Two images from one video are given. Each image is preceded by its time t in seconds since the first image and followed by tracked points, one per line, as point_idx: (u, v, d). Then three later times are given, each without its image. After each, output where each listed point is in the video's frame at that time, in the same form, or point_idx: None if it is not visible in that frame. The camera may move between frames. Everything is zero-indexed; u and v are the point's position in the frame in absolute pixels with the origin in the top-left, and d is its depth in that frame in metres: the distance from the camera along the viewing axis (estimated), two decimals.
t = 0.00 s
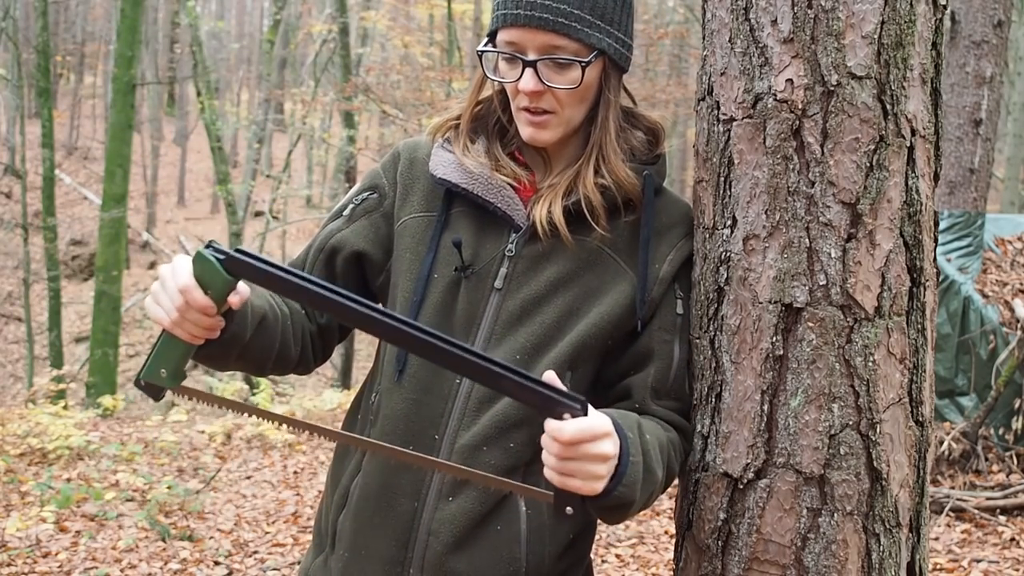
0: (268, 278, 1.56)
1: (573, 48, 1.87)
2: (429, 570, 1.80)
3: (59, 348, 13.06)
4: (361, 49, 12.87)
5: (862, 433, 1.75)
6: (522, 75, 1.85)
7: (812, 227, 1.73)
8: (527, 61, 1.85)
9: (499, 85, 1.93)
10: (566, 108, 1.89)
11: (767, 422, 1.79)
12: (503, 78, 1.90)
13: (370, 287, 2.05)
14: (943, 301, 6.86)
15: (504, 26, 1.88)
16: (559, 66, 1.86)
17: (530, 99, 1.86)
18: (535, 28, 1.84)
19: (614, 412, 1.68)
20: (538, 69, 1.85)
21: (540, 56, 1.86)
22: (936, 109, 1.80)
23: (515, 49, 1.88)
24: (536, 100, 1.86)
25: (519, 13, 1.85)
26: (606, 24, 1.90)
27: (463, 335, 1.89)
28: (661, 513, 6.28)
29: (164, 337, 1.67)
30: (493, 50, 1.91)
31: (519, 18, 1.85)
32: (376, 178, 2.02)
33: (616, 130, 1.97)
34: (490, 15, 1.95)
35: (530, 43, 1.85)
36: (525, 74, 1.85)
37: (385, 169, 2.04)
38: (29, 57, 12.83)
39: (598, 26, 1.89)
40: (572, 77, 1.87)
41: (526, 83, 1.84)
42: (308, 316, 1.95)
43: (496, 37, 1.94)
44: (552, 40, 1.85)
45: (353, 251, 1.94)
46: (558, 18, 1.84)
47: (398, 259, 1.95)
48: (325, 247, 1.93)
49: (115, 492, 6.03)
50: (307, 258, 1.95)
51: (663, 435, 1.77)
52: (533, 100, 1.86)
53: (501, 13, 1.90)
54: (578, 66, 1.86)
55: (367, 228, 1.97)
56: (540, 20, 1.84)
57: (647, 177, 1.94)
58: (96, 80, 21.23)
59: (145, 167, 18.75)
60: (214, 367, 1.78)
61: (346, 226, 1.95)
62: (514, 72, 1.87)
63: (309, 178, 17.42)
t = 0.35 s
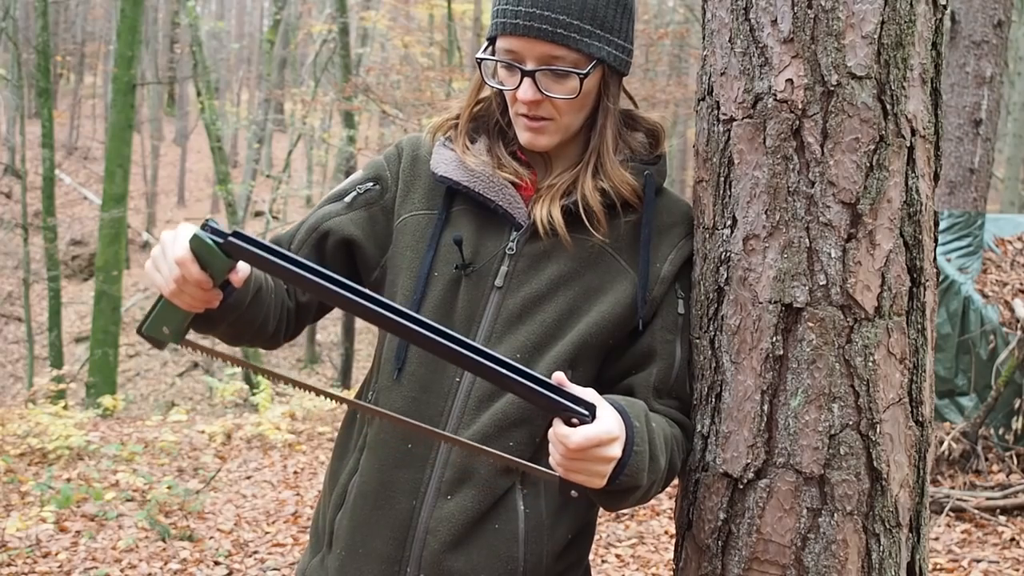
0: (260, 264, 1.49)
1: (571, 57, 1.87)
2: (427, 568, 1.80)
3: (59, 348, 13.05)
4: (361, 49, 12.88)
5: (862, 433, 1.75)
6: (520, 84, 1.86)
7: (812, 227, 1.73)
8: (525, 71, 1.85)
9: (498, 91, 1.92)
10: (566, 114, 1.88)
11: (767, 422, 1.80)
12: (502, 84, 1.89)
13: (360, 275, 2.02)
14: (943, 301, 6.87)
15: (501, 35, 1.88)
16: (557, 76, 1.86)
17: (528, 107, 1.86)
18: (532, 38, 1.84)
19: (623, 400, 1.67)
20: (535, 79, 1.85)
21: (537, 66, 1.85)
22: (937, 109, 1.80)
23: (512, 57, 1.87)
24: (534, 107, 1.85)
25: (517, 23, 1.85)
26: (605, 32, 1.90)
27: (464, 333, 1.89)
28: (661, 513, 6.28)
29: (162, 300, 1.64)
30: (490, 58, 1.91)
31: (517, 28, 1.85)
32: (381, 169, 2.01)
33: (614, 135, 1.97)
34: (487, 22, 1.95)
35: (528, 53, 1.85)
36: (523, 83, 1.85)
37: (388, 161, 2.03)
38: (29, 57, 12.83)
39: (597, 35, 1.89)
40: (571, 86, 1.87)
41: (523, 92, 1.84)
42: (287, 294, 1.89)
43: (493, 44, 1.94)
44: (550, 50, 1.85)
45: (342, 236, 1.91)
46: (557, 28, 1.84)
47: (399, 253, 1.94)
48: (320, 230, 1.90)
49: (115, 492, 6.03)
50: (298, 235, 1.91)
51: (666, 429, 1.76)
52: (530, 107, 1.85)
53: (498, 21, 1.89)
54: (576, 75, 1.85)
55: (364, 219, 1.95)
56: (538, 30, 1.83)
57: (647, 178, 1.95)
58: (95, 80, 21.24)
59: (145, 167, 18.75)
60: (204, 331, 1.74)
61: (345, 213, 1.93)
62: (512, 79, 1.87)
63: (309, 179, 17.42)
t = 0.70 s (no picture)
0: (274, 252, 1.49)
1: (577, 59, 1.87)
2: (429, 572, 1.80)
3: (59, 348, 13.05)
4: (361, 49, 12.89)
5: (862, 433, 1.75)
6: (525, 85, 1.85)
7: (812, 227, 1.73)
8: (531, 72, 1.85)
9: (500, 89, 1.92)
10: (568, 115, 1.89)
11: (767, 421, 1.79)
12: (505, 84, 1.89)
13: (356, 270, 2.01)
14: (943, 301, 6.86)
15: (507, 35, 1.87)
16: (563, 78, 1.86)
17: (533, 108, 1.86)
18: (540, 39, 1.84)
19: (631, 404, 1.67)
20: (542, 80, 1.85)
21: (543, 68, 1.85)
22: (937, 109, 1.80)
23: (518, 58, 1.87)
24: (538, 108, 1.85)
25: (525, 24, 1.84)
26: (613, 35, 1.90)
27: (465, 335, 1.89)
28: (661, 513, 6.29)
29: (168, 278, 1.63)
30: (494, 58, 1.91)
31: (524, 29, 1.84)
32: (381, 165, 2.00)
33: (616, 136, 1.97)
34: (492, 20, 1.94)
35: (534, 54, 1.85)
36: (529, 85, 1.85)
37: (389, 158, 2.01)
38: (29, 57, 12.83)
39: (604, 37, 1.89)
40: (575, 88, 1.87)
41: (529, 92, 1.84)
42: (273, 275, 1.83)
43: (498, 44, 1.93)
44: (557, 51, 1.85)
45: (332, 226, 1.90)
46: (563, 30, 1.84)
47: (396, 252, 1.93)
48: (315, 219, 1.89)
49: (115, 492, 6.03)
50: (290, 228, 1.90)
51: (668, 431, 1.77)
52: (534, 108, 1.86)
53: (504, 21, 1.88)
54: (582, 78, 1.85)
55: (361, 215, 1.94)
56: (547, 32, 1.83)
57: (648, 179, 1.95)
58: (95, 80, 21.25)
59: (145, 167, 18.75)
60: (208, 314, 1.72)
61: (341, 207, 1.92)
62: (517, 80, 1.87)
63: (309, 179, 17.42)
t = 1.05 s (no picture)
0: (362, 224, 1.37)
1: (574, 46, 1.86)
2: None
3: (59, 348, 13.05)
4: (361, 49, 12.89)
5: (862, 433, 1.75)
6: (519, 66, 1.85)
7: (812, 227, 1.73)
8: (527, 53, 1.84)
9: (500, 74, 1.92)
10: (563, 105, 1.89)
11: (767, 422, 1.79)
12: (502, 66, 1.89)
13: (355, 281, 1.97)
14: (943, 301, 6.85)
15: (509, 16, 1.87)
16: (559, 64, 1.85)
17: (526, 91, 1.85)
18: (539, 21, 1.83)
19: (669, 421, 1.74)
20: (536, 62, 1.84)
21: (539, 50, 1.85)
22: (937, 109, 1.80)
23: (517, 38, 1.87)
24: (532, 93, 1.85)
25: (525, 5, 1.84)
26: (613, 28, 1.90)
27: (465, 338, 1.89)
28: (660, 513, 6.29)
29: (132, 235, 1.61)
30: (496, 36, 1.91)
31: (526, 9, 1.84)
32: (371, 179, 2.01)
33: (613, 134, 1.96)
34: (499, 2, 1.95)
35: (532, 35, 1.85)
36: (523, 65, 1.84)
37: (381, 169, 2.02)
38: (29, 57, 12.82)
39: (603, 29, 1.88)
40: (571, 75, 1.86)
41: (522, 73, 1.84)
42: (279, 292, 1.86)
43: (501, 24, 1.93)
44: (555, 35, 1.84)
45: (320, 238, 1.88)
46: (564, 15, 1.83)
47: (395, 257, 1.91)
48: (303, 236, 1.89)
49: (115, 492, 6.04)
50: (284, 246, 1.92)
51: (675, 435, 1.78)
52: (528, 92, 1.85)
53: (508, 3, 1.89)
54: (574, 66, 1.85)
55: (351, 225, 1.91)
56: (546, 15, 1.83)
57: (647, 180, 1.94)
58: (95, 80, 21.25)
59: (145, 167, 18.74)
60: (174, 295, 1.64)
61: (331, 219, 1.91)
62: (513, 61, 1.87)
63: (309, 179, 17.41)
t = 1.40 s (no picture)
0: (382, 219, 1.40)
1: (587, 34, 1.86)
2: None
3: (59, 348, 13.05)
4: (361, 49, 12.90)
5: (862, 433, 1.75)
6: (533, 58, 1.85)
7: (812, 227, 1.73)
8: (540, 44, 1.85)
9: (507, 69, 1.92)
10: (574, 98, 1.89)
11: (767, 421, 1.79)
12: (511, 61, 1.88)
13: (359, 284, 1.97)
14: (943, 301, 6.86)
15: (516, 10, 1.87)
16: (572, 52, 1.86)
17: (539, 83, 1.86)
18: (550, 11, 1.83)
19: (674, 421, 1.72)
20: (551, 53, 1.85)
21: (552, 40, 1.85)
22: (937, 109, 1.80)
23: (528, 31, 1.86)
24: (545, 85, 1.86)
25: None
26: (620, 17, 1.90)
27: (467, 339, 1.88)
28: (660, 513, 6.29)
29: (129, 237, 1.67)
30: (502, 32, 1.91)
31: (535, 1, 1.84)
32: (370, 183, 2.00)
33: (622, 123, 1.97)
34: None
35: (543, 26, 1.84)
36: (538, 57, 1.84)
37: (381, 174, 2.02)
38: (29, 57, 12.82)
39: (611, 17, 1.88)
40: (584, 64, 1.87)
41: (537, 66, 1.84)
42: (289, 304, 1.87)
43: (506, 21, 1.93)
44: (568, 24, 1.84)
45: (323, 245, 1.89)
46: (573, 2, 1.83)
47: (397, 259, 1.91)
48: (307, 247, 1.91)
49: (115, 492, 6.04)
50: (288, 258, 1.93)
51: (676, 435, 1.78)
52: (541, 85, 1.86)
53: None
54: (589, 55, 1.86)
55: (352, 230, 1.91)
56: (558, 4, 1.83)
57: (648, 180, 1.94)
58: (95, 80, 21.25)
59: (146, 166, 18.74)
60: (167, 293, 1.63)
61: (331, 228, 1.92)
62: (525, 54, 1.86)
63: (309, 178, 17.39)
